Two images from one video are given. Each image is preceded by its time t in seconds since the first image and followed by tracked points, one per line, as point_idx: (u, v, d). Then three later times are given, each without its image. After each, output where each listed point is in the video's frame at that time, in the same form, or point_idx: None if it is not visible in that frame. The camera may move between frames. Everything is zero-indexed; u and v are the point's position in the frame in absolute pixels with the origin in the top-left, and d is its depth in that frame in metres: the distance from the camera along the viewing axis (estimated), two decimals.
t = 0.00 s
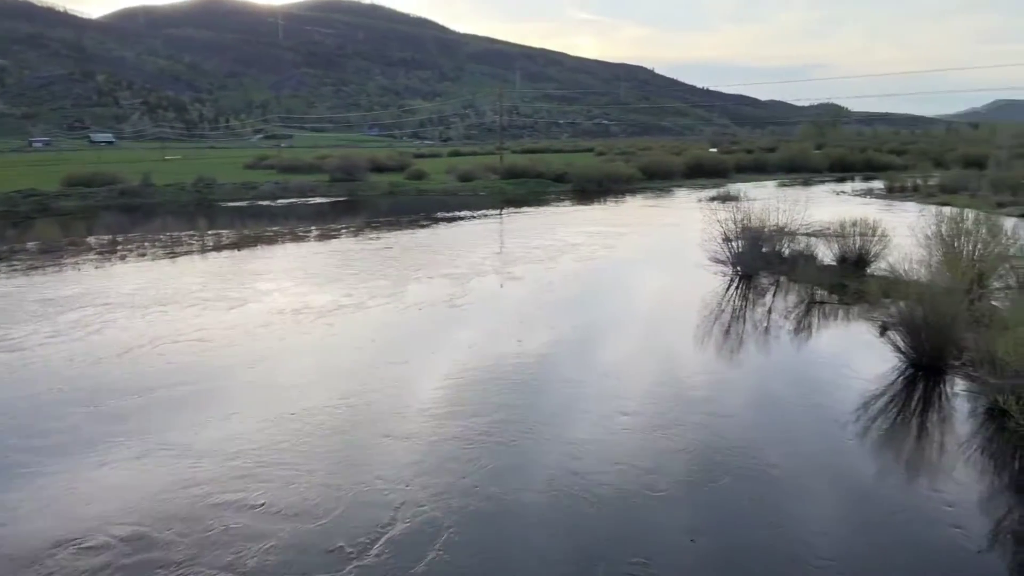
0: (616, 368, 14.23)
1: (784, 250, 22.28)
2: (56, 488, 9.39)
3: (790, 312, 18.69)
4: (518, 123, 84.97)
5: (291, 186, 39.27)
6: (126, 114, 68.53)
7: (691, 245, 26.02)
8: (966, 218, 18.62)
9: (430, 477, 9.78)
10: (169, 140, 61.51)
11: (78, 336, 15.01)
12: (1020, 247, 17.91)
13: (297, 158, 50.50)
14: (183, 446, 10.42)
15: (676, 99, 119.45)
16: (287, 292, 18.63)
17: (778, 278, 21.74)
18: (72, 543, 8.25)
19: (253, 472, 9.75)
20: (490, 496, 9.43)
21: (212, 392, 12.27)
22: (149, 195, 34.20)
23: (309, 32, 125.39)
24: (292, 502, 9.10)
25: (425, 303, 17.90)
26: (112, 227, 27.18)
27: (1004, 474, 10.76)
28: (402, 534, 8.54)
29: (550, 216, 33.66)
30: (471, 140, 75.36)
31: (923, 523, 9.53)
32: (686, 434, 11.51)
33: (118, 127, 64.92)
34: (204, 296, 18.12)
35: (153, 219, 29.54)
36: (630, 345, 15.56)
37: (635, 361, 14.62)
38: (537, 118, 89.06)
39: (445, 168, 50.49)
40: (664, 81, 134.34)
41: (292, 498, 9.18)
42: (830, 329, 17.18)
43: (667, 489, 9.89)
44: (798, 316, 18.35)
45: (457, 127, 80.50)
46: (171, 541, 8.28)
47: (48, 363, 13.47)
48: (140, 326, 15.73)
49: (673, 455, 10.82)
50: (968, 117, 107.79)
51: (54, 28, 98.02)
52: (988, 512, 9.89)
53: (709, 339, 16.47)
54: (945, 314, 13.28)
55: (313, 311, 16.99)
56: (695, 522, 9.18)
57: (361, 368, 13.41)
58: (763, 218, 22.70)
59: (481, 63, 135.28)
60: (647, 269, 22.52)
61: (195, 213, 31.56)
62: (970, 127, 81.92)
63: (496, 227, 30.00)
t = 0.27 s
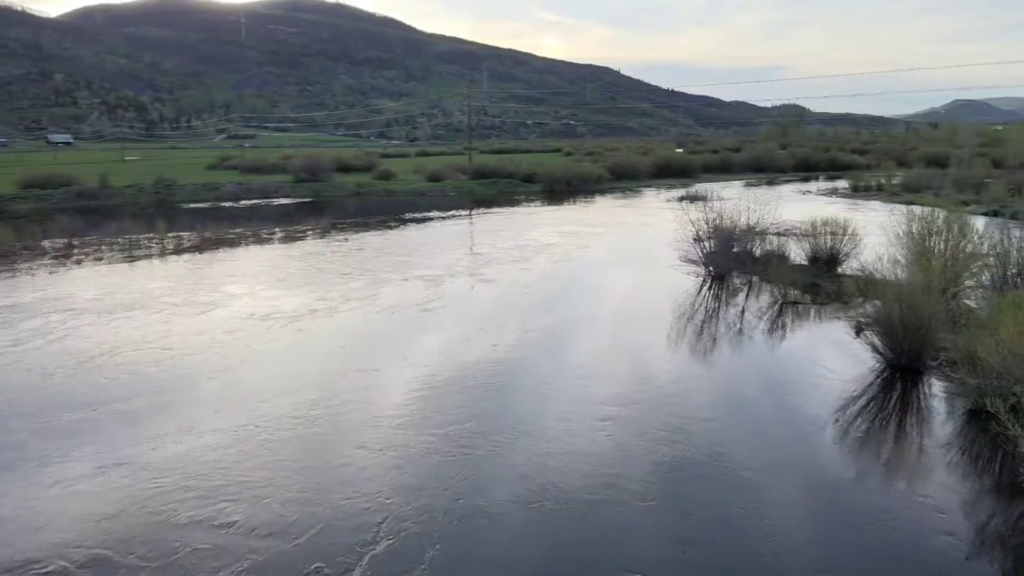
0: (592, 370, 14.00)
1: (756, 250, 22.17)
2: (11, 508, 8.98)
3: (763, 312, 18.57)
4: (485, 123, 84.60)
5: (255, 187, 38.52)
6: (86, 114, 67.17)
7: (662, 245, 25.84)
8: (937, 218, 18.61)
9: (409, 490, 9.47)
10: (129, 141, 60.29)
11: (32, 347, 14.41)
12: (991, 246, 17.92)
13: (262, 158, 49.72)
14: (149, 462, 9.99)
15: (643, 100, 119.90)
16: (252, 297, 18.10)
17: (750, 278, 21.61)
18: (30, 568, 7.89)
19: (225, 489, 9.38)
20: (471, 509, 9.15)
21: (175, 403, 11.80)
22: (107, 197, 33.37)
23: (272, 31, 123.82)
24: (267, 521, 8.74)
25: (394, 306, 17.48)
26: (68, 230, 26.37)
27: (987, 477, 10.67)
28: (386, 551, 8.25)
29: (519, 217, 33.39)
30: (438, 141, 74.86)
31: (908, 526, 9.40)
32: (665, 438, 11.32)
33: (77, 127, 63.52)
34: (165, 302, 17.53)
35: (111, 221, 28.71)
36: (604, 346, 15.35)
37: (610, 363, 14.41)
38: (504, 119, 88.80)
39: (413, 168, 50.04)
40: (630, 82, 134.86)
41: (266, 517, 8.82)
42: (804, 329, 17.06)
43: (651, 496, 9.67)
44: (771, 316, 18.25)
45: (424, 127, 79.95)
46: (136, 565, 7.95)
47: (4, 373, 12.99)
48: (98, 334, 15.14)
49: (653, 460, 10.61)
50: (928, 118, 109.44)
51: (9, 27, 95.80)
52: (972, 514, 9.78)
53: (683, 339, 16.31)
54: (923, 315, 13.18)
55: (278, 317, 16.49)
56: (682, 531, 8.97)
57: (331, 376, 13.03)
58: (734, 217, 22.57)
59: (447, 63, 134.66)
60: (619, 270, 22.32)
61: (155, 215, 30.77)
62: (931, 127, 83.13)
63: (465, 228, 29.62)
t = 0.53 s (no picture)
0: (587, 373, 13.73)
1: (750, 251, 21.88)
2: None
3: (759, 314, 18.33)
4: (471, 124, 84.21)
5: (239, 187, 37.98)
6: (68, 114, 66.37)
7: (654, 245, 25.54)
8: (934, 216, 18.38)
9: (407, 502, 9.13)
10: (112, 141, 59.58)
11: (9, 353, 13.92)
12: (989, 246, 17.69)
13: (247, 158, 49.19)
14: (137, 474, 9.61)
15: (629, 100, 119.85)
16: (237, 299, 17.65)
17: (745, 278, 21.32)
18: None
19: (215, 502, 9.00)
20: (471, 522, 8.82)
21: (159, 412, 11.38)
22: (89, 197, 32.81)
23: (257, 31, 122.96)
24: (259, 536, 8.37)
25: (384, 309, 17.08)
26: (48, 231, 25.85)
27: (996, 481, 10.46)
28: (389, 567, 7.92)
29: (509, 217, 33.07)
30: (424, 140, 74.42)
31: (916, 534, 9.13)
32: (664, 443, 11.04)
33: (59, 127, 62.75)
34: (147, 306, 17.06)
35: (91, 222, 28.15)
36: (599, 348, 15.08)
37: (605, 365, 14.14)
38: (490, 118, 88.49)
39: (399, 168, 49.63)
40: (616, 82, 134.83)
41: (259, 532, 8.45)
42: (801, 331, 16.80)
43: (650, 505, 9.39)
44: (767, 317, 18.01)
45: (410, 127, 79.52)
46: None
47: None
48: (78, 340, 14.67)
49: (651, 467, 10.34)
50: (913, 119, 109.64)
51: None
52: (982, 521, 9.55)
53: (678, 341, 16.05)
54: (925, 319, 12.92)
55: (264, 320, 16.05)
56: (682, 544, 8.67)
57: (322, 381, 12.68)
58: (727, 217, 22.27)
59: (433, 63, 134.16)
60: (612, 270, 22.04)
61: (137, 216, 30.20)
62: (916, 127, 83.37)
63: (454, 228, 29.26)
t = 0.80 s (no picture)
0: (597, 375, 13.39)
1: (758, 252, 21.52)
2: None
3: (770, 316, 17.95)
4: (471, 124, 83.78)
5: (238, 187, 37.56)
6: (65, 113, 65.93)
7: (660, 245, 25.12)
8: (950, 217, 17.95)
9: (427, 514, 8.77)
10: (110, 141, 59.16)
11: (3, 357, 13.52)
12: (1004, 247, 17.27)
13: (246, 158, 48.78)
14: (142, 485, 9.25)
15: (629, 100, 119.44)
16: (238, 301, 17.22)
17: (753, 280, 20.94)
18: None
19: (223, 515, 8.63)
20: (491, 536, 8.44)
21: (163, 419, 11.01)
22: (87, 197, 32.41)
23: (256, 31, 122.49)
24: (272, 549, 8.02)
25: (389, 311, 16.68)
26: (45, 232, 25.44)
27: None
28: None
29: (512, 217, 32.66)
30: (424, 140, 74.02)
31: (944, 545, 8.79)
32: (676, 449, 10.71)
33: (57, 127, 62.33)
34: (146, 307, 16.65)
35: (89, 223, 27.75)
36: (608, 350, 14.71)
37: (615, 368, 13.80)
38: (490, 118, 88.11)
39: (400, 168, 49.22)
40: (616, 82, 134.44)
41: (271, 545, 8.10)
42: (813, 334, 16.42)
43: (659, 512, 9.10)
44: (778, 320, 17.63)
45: (410, 127, 79.10)
46: None
47: None
48: (75, 344, 14.25)
49: (661, 472, 10.04)
50: (913, 119, 109.26)
51: None
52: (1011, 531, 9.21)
53: (687, 344, 15.66)
54: (946, 324, 12.53)
55: (266, 322, 15.64)
56: (693, 553, 8.38)
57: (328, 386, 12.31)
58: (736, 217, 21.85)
59: (432, 63, 133.75)
60: (619, 271, 21.65)
61: (135, 217, 29.78)
62: (917, 127, 82.87)
63: (457, 229, 28.86)
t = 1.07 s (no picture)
0: (606, 379, 13.01)
1: (769, 254, 21.11)
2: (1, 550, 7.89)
3: (784, 319, 17.55)
4: (472, 124, 83.35)
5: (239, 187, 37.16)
6: (65, 113, 65.56)
7: (668, 246, 24.69)
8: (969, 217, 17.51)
9: (451, 527, 8.40)
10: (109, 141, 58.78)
11: (3, 361, 13.14)
12: None
13: (246, 158, 48.39)
14: (152, 495, 8.89)
15: (629, 100, 118.95)
16: (242, 303, 16.84)
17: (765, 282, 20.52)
18: None
19: (233, 530, 8.23)
20: (519, 552, 8.06)
21: (169, 426, 10.65)
22: (86, 197, 32.04)
23: (256, 31, 122.06)
24: (288, 567, 7.62)
25: (397, 313, 16.31)
26: (43, 233, 25.06)
27: None
28: None
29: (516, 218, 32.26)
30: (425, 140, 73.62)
31: (970, 555, 8.44)
32: (681, 451, 10.50)
33: (56, 127, 61.95)
34: (150, 309, 16.28)
35: (88, 223, 27.38)
36: (616, 353, 14.37)
37: (624, 372, 13.46)
38: (491, 118, 87.70)
39: (401, 168, 48.83)
40: (616, 83, 133.96)
41: (287, 562, 7.71)
42: (827, 339, 16.00)
43: (657, 512, 8.96)
44: (793, 323, 17.24)
45: (411, 127, 78.71)
46: None
47: None
48: (72, 348, 13.83)
49: (663, 473, 9.87)
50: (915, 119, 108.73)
51: None
52: None
53: (696, 348, 15.21)
54: (973, 330, 12.12)
55: (269, 325, 15.23)
56: (691, 553, 8.23)
57: (335, 392, 11.95)
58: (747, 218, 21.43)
59: (432, 63, 133.38)
60: (628, 273, 21.27)
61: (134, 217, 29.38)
62: (919, 127, 82.39)
63: (461, 229, 28.47)
